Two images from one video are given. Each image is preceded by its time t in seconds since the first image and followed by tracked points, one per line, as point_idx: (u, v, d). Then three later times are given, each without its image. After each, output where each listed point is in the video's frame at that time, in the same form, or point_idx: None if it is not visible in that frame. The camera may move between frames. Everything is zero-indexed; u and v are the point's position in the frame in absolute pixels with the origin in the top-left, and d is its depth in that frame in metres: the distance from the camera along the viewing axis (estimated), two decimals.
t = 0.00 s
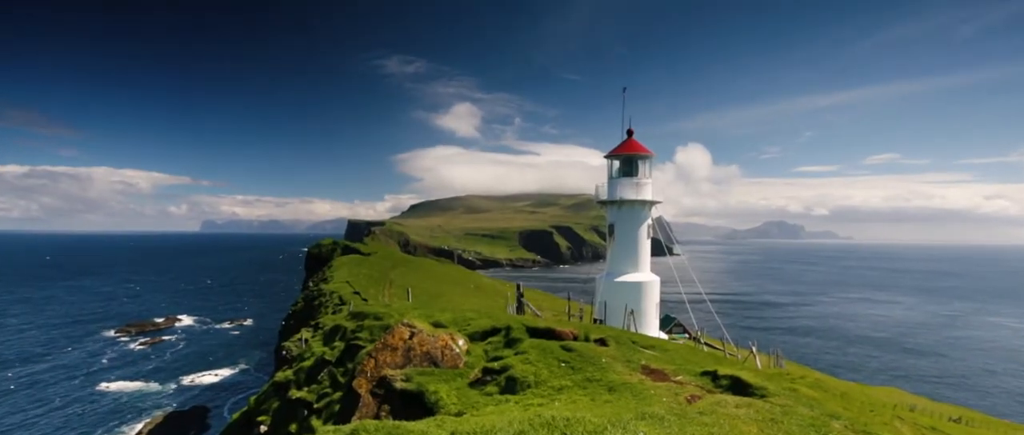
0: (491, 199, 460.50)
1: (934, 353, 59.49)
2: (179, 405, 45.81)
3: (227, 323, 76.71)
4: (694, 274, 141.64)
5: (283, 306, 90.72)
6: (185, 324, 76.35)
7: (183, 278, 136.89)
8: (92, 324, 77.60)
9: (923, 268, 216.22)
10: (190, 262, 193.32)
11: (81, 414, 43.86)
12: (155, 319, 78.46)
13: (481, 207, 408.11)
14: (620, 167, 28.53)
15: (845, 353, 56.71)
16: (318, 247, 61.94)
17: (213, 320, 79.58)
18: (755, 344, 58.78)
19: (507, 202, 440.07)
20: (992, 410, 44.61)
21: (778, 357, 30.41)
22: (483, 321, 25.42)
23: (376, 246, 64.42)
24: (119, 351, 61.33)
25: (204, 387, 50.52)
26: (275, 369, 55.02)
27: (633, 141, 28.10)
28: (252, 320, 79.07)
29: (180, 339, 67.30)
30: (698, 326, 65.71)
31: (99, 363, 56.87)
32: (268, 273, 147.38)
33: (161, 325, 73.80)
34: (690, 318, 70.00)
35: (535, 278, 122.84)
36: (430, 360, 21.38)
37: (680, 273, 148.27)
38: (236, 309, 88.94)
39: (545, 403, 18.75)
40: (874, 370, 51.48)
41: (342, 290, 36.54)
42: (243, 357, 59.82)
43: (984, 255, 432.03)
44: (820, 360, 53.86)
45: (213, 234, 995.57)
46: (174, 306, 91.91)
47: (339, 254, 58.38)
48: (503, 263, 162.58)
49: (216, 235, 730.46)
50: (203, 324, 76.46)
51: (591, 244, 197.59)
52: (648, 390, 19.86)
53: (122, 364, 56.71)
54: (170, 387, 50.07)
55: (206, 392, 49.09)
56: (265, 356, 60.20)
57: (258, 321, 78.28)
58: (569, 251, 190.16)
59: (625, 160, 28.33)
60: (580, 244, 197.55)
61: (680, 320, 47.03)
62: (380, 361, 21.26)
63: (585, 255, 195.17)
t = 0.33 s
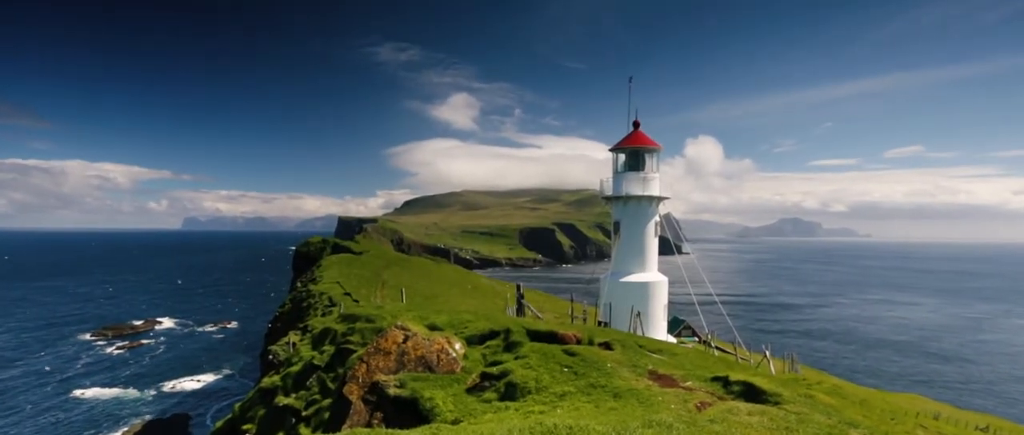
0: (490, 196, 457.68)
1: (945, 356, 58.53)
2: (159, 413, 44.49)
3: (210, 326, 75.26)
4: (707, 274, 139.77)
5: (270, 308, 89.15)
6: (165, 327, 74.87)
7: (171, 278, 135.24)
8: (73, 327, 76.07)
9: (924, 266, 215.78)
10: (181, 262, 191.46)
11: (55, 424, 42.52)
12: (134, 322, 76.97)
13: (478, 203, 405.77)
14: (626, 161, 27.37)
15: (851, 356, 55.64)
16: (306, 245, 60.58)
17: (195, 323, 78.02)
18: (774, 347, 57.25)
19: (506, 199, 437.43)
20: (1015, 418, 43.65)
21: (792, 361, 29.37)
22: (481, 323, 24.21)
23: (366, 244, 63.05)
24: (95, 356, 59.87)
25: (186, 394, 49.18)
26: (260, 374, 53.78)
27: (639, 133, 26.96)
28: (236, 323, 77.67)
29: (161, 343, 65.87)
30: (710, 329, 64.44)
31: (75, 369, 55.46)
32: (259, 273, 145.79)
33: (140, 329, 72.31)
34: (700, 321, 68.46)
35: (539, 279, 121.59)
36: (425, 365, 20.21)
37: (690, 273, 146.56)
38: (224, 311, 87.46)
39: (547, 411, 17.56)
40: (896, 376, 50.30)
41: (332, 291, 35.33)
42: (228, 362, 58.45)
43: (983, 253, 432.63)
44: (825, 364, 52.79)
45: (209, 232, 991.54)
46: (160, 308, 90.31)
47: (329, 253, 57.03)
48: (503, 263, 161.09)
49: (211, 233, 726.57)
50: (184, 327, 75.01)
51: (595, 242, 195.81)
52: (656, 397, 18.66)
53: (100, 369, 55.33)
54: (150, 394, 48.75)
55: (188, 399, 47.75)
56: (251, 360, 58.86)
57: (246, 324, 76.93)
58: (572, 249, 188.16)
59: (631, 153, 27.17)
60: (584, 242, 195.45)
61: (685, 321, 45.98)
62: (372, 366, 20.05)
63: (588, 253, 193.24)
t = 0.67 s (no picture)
0: (490, 194, 456.35)
1: (954, 358, 58.01)
2: (147, 417, 43.83)
3: (200, 327, 74.47)
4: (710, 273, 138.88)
5: (264, 309, 88.34)
6: (153, 329, 73.96)
7: (165, 278, 134.23)
8: (62, 329, 75.17)
9: (927, 266, 215.11)
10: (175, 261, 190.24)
11: (39, 430, 41.84)
12: (121, 324, 76.08)
13: (477, 201, 404.19)
14: (630, 157, 26.76)
15: (859, 359, 55.07)
16: (298, 244, 59.88)
17: (184, 325, 77.20)
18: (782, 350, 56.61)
19: (506, 196, 436.06)
20: None
21: (801, 364, 28.82)
22: (479, 325, 23.54)
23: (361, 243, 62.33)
24: (80, 359, 59.01)
25: (174, 398, 48.49)
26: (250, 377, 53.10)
27: (644, 129, 26.39)
28: (227, 325, 76.90)
29: (149, 345, 65.12)
30: (714, 331, 63.78)
31: (62, 372, 54.75)
32: (253, 273, 144.76)
33: (127, 330, 71.40)
34: (704, 323, 67.75)
35: (539, 279, 120.83)
36: (422, 368, 19.58)
37: (694, 273, 145.74)
38: (217, 312, 86.54)
39: (547, 415, 16.95)
40: (908, 379, 49.80)
41: (326, 292, 34.60)
42: (218, 365, 57.73)
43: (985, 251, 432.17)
44: (832, 367, 52.17)
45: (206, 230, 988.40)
46: (152, 309, 89.40)
47: (322, 252, 56.29)
48: (503, 263, 160.21)
49: (209, 231, 724.92)
50: (174, 329, 74.25)
51: (598, 240, 194.06)
52: (660, 401, 18.04)
53: (87, 373, 54.61)
54: (138, 398, 48.07)
55: (176, 403, 47.08)
56: (242, 363, 58.14)
57: (239, 326, 76.05)
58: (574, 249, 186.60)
59: (635, 149, 26.59)
60: (586, 240, 193.94)
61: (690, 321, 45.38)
62: (367, 369, 19.38)
63: (591, 252, 191.29)
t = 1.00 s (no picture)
0: (490, 191, 454.68)
1: (967, 361, 57.40)
2: (133, 423, 43.10)
3: (189, 329, 73.61)
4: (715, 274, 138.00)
5: (257, 311, 87.44)
6: (140, 331, 73.03)
7: (159, 278, 133.03)
8: (52, 331, 74.27)
9: (932, 265, 214.65)
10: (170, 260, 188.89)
11: None
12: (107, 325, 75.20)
13: (477, 198, 402.38)
14: (633, 153, 26.14)
15: (868, 362, 54.45)
16: (291, 243, 59.18)
17: (172, 327, 76.28)
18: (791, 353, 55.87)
19: (507, 194, 434.29)
20: None
21: (810, 368, 28.24)
22: (478, 327, 22.84)
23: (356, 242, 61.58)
24: (65, 363, 58.15)
25: (161, 402, 47.74)
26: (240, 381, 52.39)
27: (648, 124, 25.75)
28: (218, 327, 76.03)
29: (135, 348, 64.28)
30: (720, 333, 63.05)
31: (46, 376, 53.94)
32: (247, 272, 143.60)
33: (112, 333, 70.48)
34: (709, 324, 67.01)
35: (539, 279, 119.97)
36: (418, 371, 18.89)
37: (700, 273, 144.81)
38: (211, 314, 85.67)
39: (549, 420, 16.26)
40: (920, 382, 49.24)
41: (319, 293, 33.84)
42: (206, 368, 56.95)
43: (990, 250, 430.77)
44: (842, 370, 51.50)
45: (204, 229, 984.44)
46: (144, 311, 88.37)
47: (316, 252, 55.52)
48: (502, 262, 159.32)
49: (207, 230, 722.55)
50: (161, 331, 73.38)
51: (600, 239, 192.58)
52: (665, 406, 17.31)
53: (72, 376, 53.82)
54: (123, 403, 47.32)
55: (163, 408, 46.34)
56: (232, 366, 57.37)
57: (229, 328, 75.20)
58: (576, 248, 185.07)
59: (639, 145, 25.94)
60: (588, 239, 192.34)
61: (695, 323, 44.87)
62: (362, 372, 18.69)
63: (594, 252, 189.25)
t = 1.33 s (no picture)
0: (490, 189, 453.14)
1: (985, 364, 56.77)
2: (118, 428, 42.46)
3: (176, 331, 72.87)
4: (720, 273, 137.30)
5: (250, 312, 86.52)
6: (125, 333, 72.20)
7: (153, 278, 131.86)
8: (40, 334, 73.34)
9: (936, 264, 214.37)
10: (164, 259, 187.54)
11: None
12: (92, 327, 74.38)
13: (475, 196, 400.93)
14: (638, 148, 25.56)
15: (880, 365, 53.81)
16: (282, 242, 58.46)
17: (159, 329, 75.47)
18: (801, 356, 55.18)
19: (506, 191, 432.99)
20: None
21: (821, 371, 27.72)
22: (477, 329, 22.14)
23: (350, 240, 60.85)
24: (47, 366, 57.38)
25: (147, 407, 47.05)
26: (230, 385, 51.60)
27: (653, 118, 25.20)
28: (206, 329, 75.26)
29: (121, 351, 63.49)
30: (727, 335, 62.35)
31: (29, 380, 53.19)
32: (240, 272, 142.53)
33: (98, 335, 69.91)
34: (716, 326, 66.36)
35: (540, 279, 119.24)
36: (415, 375, 18.25)
37: (707, 272, 143.99)
38: (205, 315, 84.74)
39: (550, 425, 15.58)
40: (934, 387, 48.71)
41: (312, 294, 33.07)
42: (195, 372, 56.24)
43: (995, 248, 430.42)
44: (854, 374, 50.81)
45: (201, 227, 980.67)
46: (136, 313, 87.39)
47: (308, 251, 54.74)
48: (501, 261, 158.63)
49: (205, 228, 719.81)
50: (147, 333, 72.60)
51: (603, 237, 191.76)
52: (670, 411, 16.61)
53: (56, 380, 53.07)
54: (108, 408, 46.61)
55: (149, 413, 45.67)
56: (221, 369, 56.72)
57: (218, 330, 74.29)
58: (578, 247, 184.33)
59: (643, 140, 25.39)
60: (591, 238, 191.33)
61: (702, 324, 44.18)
62: (356, 375, 18.02)
63: (597, 251, 188.33)
